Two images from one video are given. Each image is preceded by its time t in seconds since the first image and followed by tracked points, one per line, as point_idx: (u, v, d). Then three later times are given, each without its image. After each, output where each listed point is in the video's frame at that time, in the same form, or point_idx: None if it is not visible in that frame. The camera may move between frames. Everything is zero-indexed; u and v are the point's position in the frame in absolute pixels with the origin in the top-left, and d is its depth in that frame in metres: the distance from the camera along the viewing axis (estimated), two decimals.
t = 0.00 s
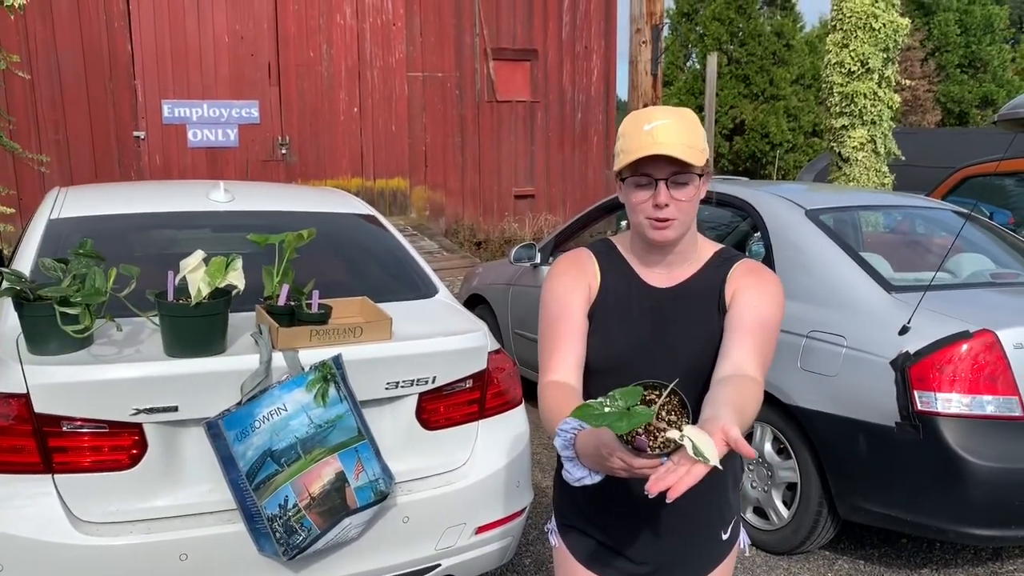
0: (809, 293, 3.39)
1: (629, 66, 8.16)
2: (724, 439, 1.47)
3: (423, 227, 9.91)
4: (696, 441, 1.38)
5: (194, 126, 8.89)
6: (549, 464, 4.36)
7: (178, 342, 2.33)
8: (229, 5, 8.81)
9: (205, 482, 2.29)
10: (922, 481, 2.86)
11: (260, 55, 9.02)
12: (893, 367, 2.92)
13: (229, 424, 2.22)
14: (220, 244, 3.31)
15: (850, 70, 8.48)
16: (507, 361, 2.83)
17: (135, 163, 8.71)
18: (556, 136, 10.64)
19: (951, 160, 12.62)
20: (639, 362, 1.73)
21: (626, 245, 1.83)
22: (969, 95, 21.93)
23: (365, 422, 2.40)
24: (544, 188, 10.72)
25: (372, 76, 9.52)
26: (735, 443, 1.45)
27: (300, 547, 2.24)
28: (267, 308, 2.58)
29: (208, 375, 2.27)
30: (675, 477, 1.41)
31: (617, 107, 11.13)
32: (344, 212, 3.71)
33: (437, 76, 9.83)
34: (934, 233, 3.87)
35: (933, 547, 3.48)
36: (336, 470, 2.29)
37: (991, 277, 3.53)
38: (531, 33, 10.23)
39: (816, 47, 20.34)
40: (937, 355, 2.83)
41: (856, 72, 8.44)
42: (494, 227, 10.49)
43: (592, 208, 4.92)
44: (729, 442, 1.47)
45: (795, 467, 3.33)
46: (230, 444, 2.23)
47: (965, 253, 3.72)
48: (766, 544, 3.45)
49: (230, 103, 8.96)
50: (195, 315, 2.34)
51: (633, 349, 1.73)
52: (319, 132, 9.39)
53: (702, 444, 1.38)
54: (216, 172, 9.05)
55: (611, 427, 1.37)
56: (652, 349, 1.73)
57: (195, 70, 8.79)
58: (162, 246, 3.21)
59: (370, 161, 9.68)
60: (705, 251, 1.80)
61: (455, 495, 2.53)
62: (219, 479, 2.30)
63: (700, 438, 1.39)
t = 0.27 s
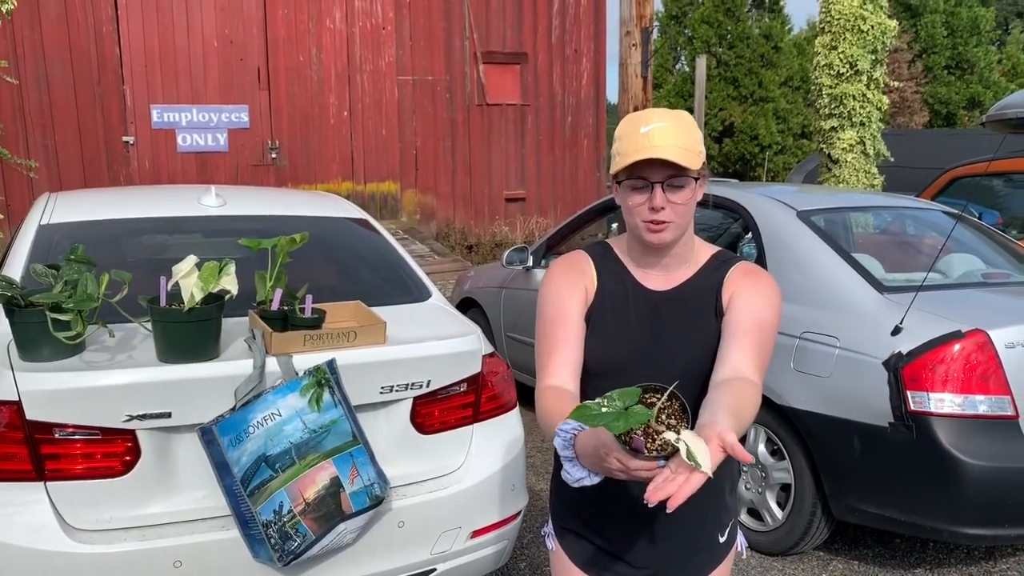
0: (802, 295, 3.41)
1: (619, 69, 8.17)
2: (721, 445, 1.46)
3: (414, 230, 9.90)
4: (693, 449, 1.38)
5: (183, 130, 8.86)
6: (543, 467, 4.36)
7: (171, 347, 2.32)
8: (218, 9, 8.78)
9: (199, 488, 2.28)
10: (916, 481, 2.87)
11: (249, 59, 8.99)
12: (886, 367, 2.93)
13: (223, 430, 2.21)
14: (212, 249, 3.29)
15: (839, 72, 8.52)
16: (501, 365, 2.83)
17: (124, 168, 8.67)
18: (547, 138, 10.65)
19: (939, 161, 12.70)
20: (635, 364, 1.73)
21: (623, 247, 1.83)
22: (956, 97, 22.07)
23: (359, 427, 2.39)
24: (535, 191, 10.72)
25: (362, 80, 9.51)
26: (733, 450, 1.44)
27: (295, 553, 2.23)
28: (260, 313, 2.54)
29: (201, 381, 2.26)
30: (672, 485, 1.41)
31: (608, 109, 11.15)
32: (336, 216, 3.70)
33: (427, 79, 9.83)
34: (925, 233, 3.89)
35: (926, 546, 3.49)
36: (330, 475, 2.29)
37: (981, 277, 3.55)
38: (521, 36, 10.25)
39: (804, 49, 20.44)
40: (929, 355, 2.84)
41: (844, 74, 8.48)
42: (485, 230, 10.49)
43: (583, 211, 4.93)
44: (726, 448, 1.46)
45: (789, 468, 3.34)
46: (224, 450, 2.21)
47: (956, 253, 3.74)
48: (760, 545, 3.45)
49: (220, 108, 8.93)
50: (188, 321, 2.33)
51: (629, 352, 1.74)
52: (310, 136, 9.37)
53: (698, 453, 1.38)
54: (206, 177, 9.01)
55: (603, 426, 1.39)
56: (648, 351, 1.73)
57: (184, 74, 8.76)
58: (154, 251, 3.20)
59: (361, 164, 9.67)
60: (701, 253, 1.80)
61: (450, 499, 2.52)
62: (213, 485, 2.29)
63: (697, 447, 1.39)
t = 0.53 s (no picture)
0: (791, 292, 3.42)
1: (607, 68, 8.18)
2: (746, 443, 1.40)
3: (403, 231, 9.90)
4: (632, 432, 1.39)
5: (171, 133, 8.81)
6: (535, 468, 4.36)
7: (159, 352, 2.31)
8: (204, 10, 8.74)
9: (191, 494, 2.27)
10: (906, 477, 2.88)
11: (236, 60, 8.95)
12: (876, 364, 2.95)
13: (213, 435, 2.20)
14: (201, 252, 3.27)
15: (826, 69, 8.55)
16: (492, 366, 2.83)
17: (111, 171, 8.62)
18: (536, 137, 10.64)
19: (926, 157, 12.77)
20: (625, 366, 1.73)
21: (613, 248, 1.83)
22: (942, 93, 22.20)
23: (350, 430, 2.38)
24: (525, 191, 10.72)
25: (350, 80, 9.49)
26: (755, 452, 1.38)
27: (287, 557, 2.22)
28: (250, 316, 2.53)
29: (190, 386, 2.24)
30: (613, 465, 1.43)
31: (596, 108, 11.16)
32: (325, 218, 3.69)
33: (415, 80, 9.81)
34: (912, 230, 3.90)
35: (917, 542, 3.51)
36: (322, 479, 2.28)
37: (969, 273, 3.57)
38: (509, 35, 10.24)
39: (791, 46, 20.51)
40: (919, 351, 2.86)
41: (831, 71, 8.52)
42: (475, 230, 10.48)
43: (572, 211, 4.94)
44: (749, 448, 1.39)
45: (780, 465, 3.35)
46: (215, 455, 2.20)
47: (944, 249, 3.76)
48: (752, 543, 3.46)
49: (207, 110, 8.89)
50: (176, 325, 2.31)
51: (621, 353, 1.74)
52: (298, 138, 9.35)
53: (633, 438, 1.39)
54: (194, 180, 8.97)
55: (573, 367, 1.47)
56: (638, 352, 1.74)
57: (171, 76, 8.71)
58: (142, 255, 3.18)
59: (350, 165, 9.65)
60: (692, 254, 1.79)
61: (442, 502, 2.52)
62: (204, 491, 2.27)
63: (639, 435, 1.39)
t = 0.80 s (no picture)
0: (781, 283, 3.42)
1: (595, 57, 8.14)
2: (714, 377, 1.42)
3: (392, 222, 9.87)
4: (620, 424, 1.39)
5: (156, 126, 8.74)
6: (526, 460, 4.36)
7: (146, 351, 2.29)
8: (188, 2, 8.65)
9: (181, 493, 2.25)
10: (896, 465, 2.90)
11: (222, 53, 8.88)
12: (865, 354, 2.96)
13: (201, 435, 2.18)
14: (187, 248, 3.25)
15: (814, 56, 8.54)
16: (482, 361, 2.82)
17: (97, 166, 8.55)
18: (524, 127, 10.61)
19: (913, 143, 12.81)
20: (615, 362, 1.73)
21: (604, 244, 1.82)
22: (929, 79, 22.25)
23: (339, 428, 2.36)
24: (514, 181, 10.69)
25: (336, 72, 9.43)
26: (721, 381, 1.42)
27: (277, 556, 2.21)
28: (236, 314, 2.51)
29: (178, 386, 2.22)
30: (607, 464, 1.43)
31: (585, 97, 11.13)
32: (313, 213, 3.67)
33: (402, 70, 9.75)
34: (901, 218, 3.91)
35: (907, 529, 3.54)
36: (312, 477, 2.26)
37: (957, 261, 3.59)
38: (496, 25, 10.19)
39: (779, 33, 20.50)
40: (907, 340, 2.87)
41: (819, 58, 8.51)
42: (464, 221, 10.45)
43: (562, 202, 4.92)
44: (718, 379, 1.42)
45: (770, 455, 3.37)
46: (203, 455, 2.18)
47: (932, 238, 3.77)
48: (743, 532, 3.48)
49: (193, 102, 8.82)
50: (162, 324, 2.29)
51: (614, 350, 1.73)
52: (285, 130, 9.29)
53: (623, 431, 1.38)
54: (180, 173, 8.91)
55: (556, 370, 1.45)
56: (628, 348, 1.73)
57: (155, 69, 8.63)
58: (127, 252, 3.15)
59: (337, 157, 9.61)
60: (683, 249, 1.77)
61: (433, 497, 2.51)
62: (193, 490, 2.26)
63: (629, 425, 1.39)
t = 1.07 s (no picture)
0: (768, 258, 3.40)
1: (579, 32, 8.05)
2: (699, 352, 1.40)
3: (377, 202, 9.79)
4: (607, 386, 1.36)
5: (136, 108, 8.61)
6: (515, 438, 4.36)
7: (125, 339, 2.24)
8: None
9: (166, 482, 2.22)
10: (884, 438, 2.91)
11: (201, 32, 8.72)
12: (853, 328, 2.96)
13: (184, 423, 2.15)
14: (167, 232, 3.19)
15: (798, 28, 8.49)
16: (468, 342, 2.79)
17: (76, 149, 8.42)
18: (508, 104, 10.51)
19: (897, 115, 12.81)
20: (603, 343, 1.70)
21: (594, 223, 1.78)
22: (913, 50, 22.23)
23: (325, 412, 2.33)
24: (499, 159, 10.62)
25: (317, 50, 9.30)
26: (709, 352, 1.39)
27: (264, 543, 2.18)
28: (217, 299, 2.47)
29: (159, 373, 2.18)
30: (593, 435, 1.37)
31: (569, 73, 11.04)
32: (294, 194, 3.61)
33: (384, 48, 9.63)
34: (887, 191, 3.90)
35: (894, 501, 3.56)
36: (298, 463, 2.23)
37: (943, 233, 3.58)
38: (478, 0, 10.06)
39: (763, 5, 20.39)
40: (895, 314, 2.87)
41: (804, 30, 8.46)
42: (450, 199, 10.38)
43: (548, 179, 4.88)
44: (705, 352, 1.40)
45: (758, 430, 3.37)
46: (187, 443, 2.16)
47: (918, 210, 3.76)
48: (732, 507, 3.49)
49: (172, 83, 8.68)
50: (141, 311, 2.25)
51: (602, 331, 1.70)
52: (267, 110, 9.18)
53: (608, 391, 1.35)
54: (160, 155, 8.79)
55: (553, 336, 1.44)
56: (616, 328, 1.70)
57: (133, 49, 8.48)
58: (106, 237, 3.09)
59: (320, 137, 9.51)
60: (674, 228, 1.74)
61: (422, 480, 2.49)
62: (178, 478, 2.23)
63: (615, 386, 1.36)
